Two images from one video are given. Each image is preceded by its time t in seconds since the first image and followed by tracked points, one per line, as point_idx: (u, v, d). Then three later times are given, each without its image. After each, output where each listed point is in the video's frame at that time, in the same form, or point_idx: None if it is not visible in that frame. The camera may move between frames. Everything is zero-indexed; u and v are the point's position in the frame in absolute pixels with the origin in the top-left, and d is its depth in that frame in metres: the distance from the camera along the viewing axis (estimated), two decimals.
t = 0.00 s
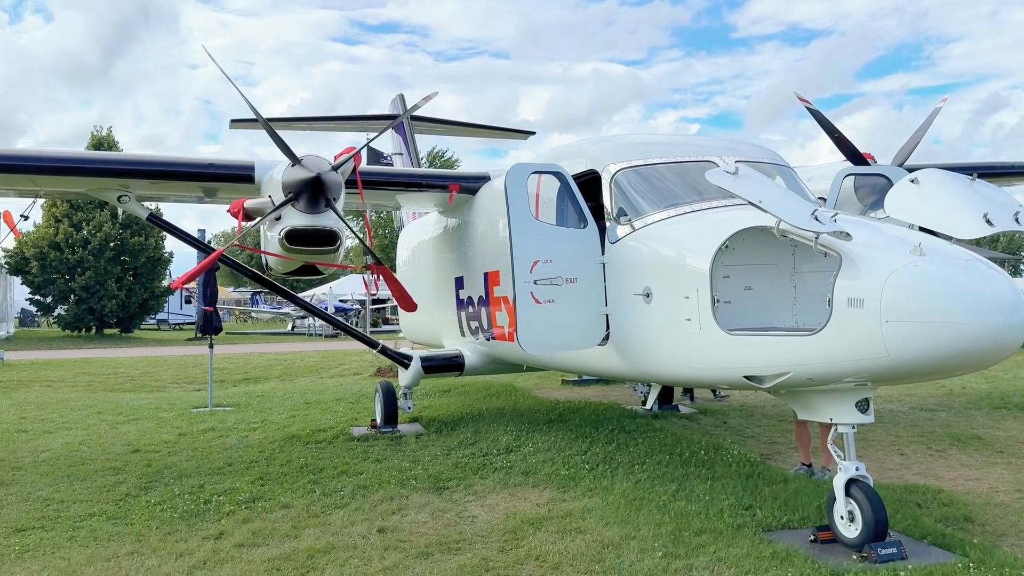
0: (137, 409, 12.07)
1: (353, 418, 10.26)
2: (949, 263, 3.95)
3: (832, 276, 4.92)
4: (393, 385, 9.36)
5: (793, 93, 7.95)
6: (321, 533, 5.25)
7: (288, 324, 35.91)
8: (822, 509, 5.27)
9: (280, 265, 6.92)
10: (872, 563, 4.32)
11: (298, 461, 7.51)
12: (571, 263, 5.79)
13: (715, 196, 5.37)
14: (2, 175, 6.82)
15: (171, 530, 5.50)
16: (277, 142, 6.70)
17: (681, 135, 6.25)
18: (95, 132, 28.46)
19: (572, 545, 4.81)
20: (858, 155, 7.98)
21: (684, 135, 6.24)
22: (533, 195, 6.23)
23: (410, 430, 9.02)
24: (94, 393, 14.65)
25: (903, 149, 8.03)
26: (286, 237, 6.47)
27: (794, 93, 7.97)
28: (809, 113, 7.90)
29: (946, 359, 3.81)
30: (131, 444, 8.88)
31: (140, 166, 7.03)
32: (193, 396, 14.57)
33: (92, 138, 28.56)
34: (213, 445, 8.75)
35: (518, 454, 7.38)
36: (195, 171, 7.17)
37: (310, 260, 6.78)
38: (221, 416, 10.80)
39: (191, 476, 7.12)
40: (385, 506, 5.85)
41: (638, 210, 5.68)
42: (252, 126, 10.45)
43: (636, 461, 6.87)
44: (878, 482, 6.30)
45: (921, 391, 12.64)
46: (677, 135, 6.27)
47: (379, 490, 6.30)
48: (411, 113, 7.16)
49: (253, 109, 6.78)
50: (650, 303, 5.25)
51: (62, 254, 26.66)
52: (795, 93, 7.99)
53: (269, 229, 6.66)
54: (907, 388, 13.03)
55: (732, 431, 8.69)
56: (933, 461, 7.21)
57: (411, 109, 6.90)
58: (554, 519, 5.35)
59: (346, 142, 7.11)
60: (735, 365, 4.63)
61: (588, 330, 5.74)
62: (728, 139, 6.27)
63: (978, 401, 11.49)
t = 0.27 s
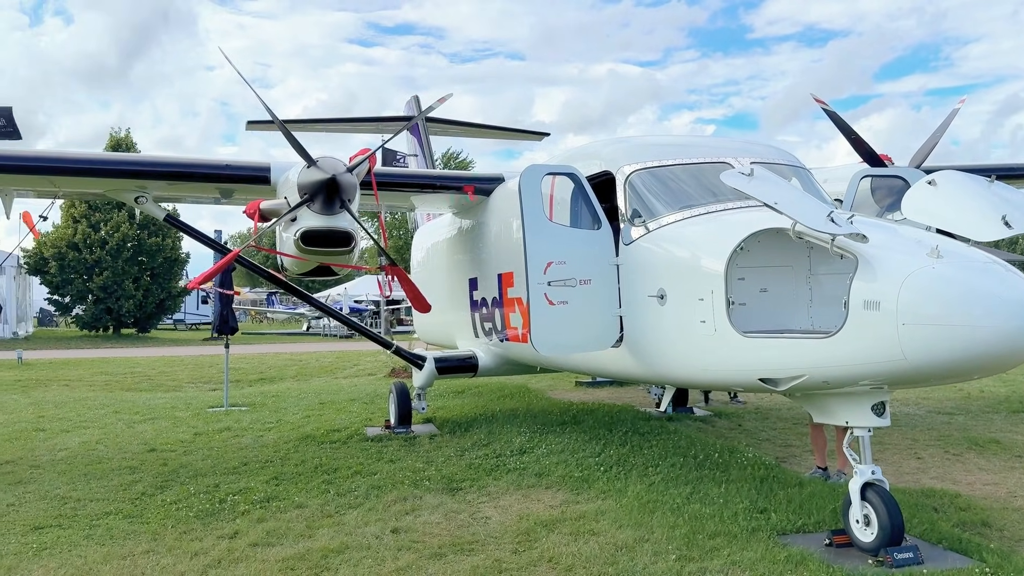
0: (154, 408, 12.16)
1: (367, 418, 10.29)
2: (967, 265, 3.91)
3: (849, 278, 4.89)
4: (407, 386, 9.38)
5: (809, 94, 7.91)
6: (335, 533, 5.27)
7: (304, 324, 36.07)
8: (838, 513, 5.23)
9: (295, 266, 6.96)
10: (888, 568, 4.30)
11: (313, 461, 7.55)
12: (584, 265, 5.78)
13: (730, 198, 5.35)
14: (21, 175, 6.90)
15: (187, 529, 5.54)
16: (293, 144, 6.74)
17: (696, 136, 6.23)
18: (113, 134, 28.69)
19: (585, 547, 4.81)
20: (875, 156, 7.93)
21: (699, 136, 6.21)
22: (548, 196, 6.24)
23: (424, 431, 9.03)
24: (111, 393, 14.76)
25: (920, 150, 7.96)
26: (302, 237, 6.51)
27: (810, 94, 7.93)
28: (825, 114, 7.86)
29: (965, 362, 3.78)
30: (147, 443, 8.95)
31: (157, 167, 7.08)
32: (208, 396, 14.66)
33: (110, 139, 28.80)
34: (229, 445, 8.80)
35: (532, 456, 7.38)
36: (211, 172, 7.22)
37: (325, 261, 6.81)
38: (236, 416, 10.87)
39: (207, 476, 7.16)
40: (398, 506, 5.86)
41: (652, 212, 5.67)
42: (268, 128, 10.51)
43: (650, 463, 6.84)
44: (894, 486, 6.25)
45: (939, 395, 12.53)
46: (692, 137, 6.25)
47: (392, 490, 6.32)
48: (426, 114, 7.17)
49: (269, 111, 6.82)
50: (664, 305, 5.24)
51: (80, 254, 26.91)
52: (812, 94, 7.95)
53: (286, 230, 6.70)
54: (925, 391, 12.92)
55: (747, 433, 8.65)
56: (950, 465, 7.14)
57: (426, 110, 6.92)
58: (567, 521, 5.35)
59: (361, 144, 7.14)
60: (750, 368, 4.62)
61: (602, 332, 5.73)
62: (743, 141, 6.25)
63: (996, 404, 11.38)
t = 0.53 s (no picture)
0: (165, 408, 12.22)
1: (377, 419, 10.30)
2: (979, 267, 3.89)
3: (860, 280, 4.86)
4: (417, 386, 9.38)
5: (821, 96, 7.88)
6: (345, 533, 5.28)
7: (314, 325, 36.18)
8: (848, 516, 5.20)
9: (306, 267, 6.98)
10: (899, 571, 4.27)
11: (322, 461, 7.57)
12: (594, 266, 5.78)
13: (740, 199, 5.33)
14: (34, 176, 6.95)
15: (197, 528, 5.56)
16: (304, 144, 6.77)
17: (706, 137, 6.21)
18: (126, 135, 28.86)
19: (594, 548, 4.80)
20: (888, 157, 7.89)
21: (710, 137, 6.20)
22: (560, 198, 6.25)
23: (433, 431, 9.04)
24: (123, 392, 14.84)
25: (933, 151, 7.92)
26: (312, 238, 6.54)
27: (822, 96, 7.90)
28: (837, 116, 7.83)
29: (976, 365, 3.76)
30: (158, 442, 9.00)
31: (169, 167, 7.12)
32: (219, 395, 14.72)
33: (124, 139, 28.98)
34: (239, 445, 8.84)
35: (541, 457, 7.38)
36: (223, 173, 7.25)
37: (335, 262, 6.84)
38: (247, 416, 10.91)
39: (217, 475, 7.19)
40: (407, 507, 5.87)
41: (662, 213, 5.66)
42: (280, 129, 10.55)
43: (660, 465, 6.83)
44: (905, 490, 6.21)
45: (952, 398, 12.46)
46: (702, 138, 6.24)
47: (402, 490, 6.33)
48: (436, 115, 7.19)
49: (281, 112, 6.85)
50: (674, 306, 5.23)
51: (93, 254, 27.09)
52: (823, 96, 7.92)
53: (297, 231, 6.73)
54: (937, 395, 12.84)
55: (757, 436, 8.62)
56: (962, 469, 7.09)
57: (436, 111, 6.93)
58: (576, 522, 5.34)
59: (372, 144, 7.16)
60: (760, 370, 4.60)
61: (611, 333, 5.73)
62: (754, 142, 6.23)
63: (1009, 408, 11.30)
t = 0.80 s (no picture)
0: (171, 407, 12.26)
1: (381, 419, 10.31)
2: (985, 269, 3.88)
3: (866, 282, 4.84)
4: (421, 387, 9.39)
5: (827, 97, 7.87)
6: (349, 532, 5.29)
7: (320, 325, 36.23)
8: (853, 518, 5.19)
9: (311, 267, 7.00)
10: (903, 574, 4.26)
11: (327, 460, 7.58)
12: (599, 267, 5.79)
13: (745, 200, 5.33)
14: (42, 176, 6.98)
15: (202, 527, 5.57)
16: (309, 145, 6.79)
17: (711, 138, 6.21)
18: (133, 135, 28.97)
19: (597, 550, 4.80)
20: (894, 159, 7.87)
21: (715, 138, 6.19)
22: (565, 199, 6.25)
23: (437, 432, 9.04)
24: (129, 391, 14.89)
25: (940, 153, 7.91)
26: (317, 238, 6.56)
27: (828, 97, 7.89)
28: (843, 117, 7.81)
29: (983, 367, 3.74)
30: (164, 441, 9.03)
31: (175, 167, 7.15)
32: (225, 395, 14.75)
33: (131, 140, 29.08)
34: (244, 444, 8.85)
35: (545, 458, 7.37)
36: (229, 173, 7.28)
37: (341, 262, 6.85)
38: (252, 415, 10.93)
39: (222, 475, 7.21)
40: (411, 507, 5.88)
41: (667, 214, 5.65)
42: (286, 129, 10.58)
43: (664, 466, 6.82)
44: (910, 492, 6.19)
45: (958, 400, 12.42)
46: (708, 139, 6.23)
47: (406, 491, 6.33)
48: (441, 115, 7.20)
49: (286, 112, 6.87)
50: (679, 307, 5.22)
51: (100, 254, 27.20)
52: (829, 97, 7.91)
53: (302, 231, 6.75)
54: (944, 397, 12.80)
55: (762, 438, 8.59)
56: (968, 471, 7.06)
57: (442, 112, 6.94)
58: (580, 523, 5.34)
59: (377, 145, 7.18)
60: (765, 372, 4.59)
61: (615, 334, 5.72)
62: (760, 143, 6.22)
63: (1016, 411, 11.25)
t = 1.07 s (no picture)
0: (171, 406, 12.27)
1: (381, 418, 10.31)
2: (985, 270, 3.88)
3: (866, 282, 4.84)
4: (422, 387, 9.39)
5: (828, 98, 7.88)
6: (349, 532, 5.30)
7: (320, 324, 36.25)
8: (852, 519, 5.19)
9: (312, 267, 7.00)
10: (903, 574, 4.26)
11: (327, 460, 7.59)
12: (599, 267, 5.79)
13: (746, 200, 5.33)
14: (43, 175, 6.99)
15: (202, 527, 5.58)
16: (310, 144, 6.79)
17: (712, 139, 6.21)
18: (135, 134, 28.99)
19: (597, 550, 4.80)
20: (895, 160, 7.87)
21: (716, 138, 6.20)
22: (566, 199, 6.25)
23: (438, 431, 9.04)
24: (129, 391, 14.89)
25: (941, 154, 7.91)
26: (318, 238, 6.56)
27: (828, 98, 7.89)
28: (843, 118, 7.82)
29: (983, 368, 3.75)
30: (164, 440, 9.04)
31: (176, 167, 7.15)
32: (225, 394, 14.76)
33: (132, 139, 29.10)
34: (244, 444, 8.86)
35: (545, 458, 7.38)
36: (230, 172, 7.28)
37: (342, 261, 6.85)
38: (252, 415, 10.93)
39: (222, 474, 7.22)
40: (411, 506, 5.89)
41: (667, 214, 5.66)
42: (287, 129, 10.58)
43: (664, 466, 6.82)
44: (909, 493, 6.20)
45: (959, 401, 12.42)
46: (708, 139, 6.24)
47: (406, 490, 6.34)
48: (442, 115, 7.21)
49: (287, 112, 6.87)
50: (679, 308, 5.23)
51: (101, 253, 27.22)
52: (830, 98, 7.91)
53: (303, 231, 6.75)
54: (944, 398, 12.80)
55: (762, 438, 8.60)
56: (969, 472, 7.07)
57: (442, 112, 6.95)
58: (580, 523, 5.34)
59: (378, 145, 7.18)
60: (765, 372, 4.60)
61: (615, 334, 5.73)
62: (760, 143, 6.23)
63: (1016, 412, 11.25)
